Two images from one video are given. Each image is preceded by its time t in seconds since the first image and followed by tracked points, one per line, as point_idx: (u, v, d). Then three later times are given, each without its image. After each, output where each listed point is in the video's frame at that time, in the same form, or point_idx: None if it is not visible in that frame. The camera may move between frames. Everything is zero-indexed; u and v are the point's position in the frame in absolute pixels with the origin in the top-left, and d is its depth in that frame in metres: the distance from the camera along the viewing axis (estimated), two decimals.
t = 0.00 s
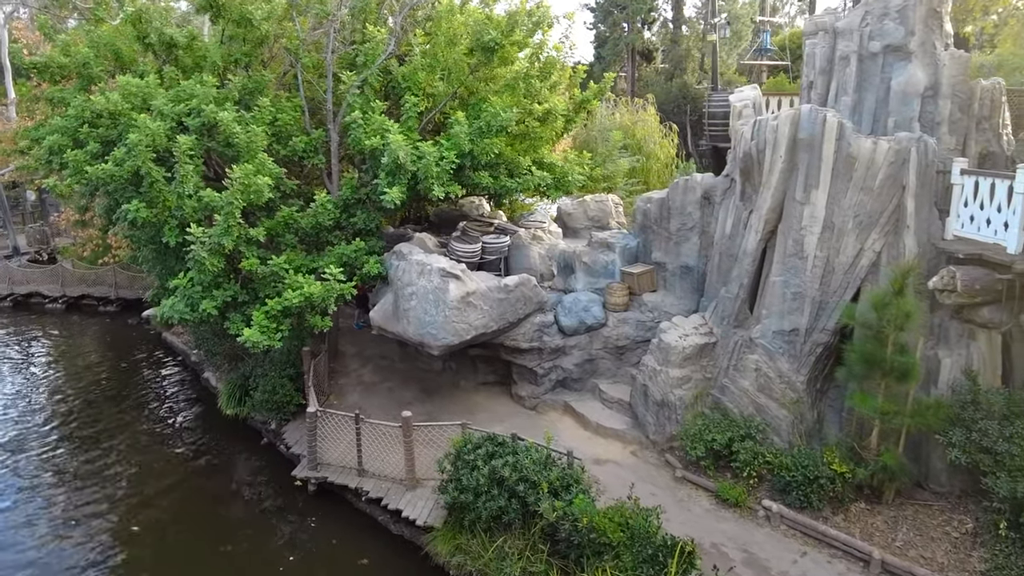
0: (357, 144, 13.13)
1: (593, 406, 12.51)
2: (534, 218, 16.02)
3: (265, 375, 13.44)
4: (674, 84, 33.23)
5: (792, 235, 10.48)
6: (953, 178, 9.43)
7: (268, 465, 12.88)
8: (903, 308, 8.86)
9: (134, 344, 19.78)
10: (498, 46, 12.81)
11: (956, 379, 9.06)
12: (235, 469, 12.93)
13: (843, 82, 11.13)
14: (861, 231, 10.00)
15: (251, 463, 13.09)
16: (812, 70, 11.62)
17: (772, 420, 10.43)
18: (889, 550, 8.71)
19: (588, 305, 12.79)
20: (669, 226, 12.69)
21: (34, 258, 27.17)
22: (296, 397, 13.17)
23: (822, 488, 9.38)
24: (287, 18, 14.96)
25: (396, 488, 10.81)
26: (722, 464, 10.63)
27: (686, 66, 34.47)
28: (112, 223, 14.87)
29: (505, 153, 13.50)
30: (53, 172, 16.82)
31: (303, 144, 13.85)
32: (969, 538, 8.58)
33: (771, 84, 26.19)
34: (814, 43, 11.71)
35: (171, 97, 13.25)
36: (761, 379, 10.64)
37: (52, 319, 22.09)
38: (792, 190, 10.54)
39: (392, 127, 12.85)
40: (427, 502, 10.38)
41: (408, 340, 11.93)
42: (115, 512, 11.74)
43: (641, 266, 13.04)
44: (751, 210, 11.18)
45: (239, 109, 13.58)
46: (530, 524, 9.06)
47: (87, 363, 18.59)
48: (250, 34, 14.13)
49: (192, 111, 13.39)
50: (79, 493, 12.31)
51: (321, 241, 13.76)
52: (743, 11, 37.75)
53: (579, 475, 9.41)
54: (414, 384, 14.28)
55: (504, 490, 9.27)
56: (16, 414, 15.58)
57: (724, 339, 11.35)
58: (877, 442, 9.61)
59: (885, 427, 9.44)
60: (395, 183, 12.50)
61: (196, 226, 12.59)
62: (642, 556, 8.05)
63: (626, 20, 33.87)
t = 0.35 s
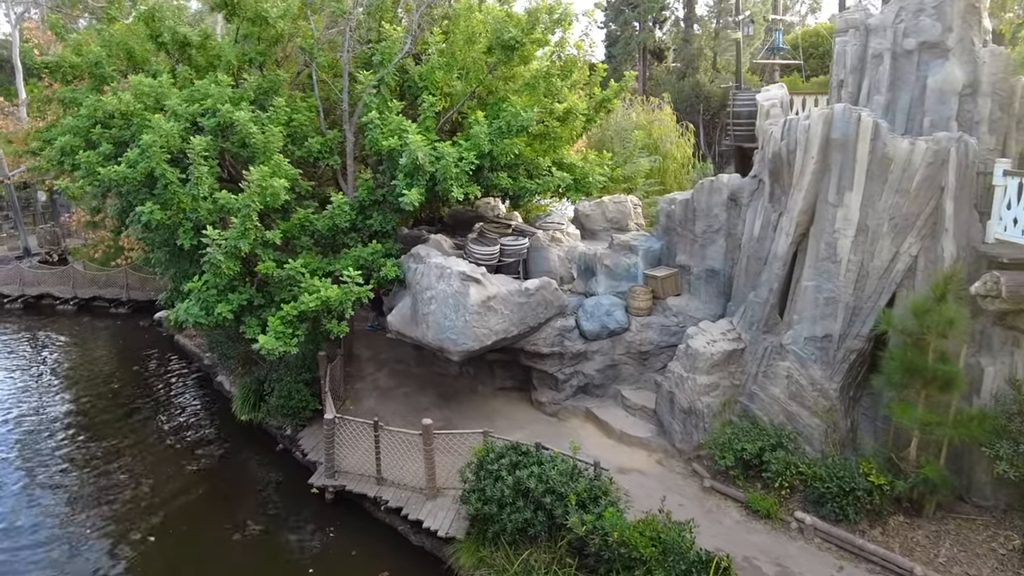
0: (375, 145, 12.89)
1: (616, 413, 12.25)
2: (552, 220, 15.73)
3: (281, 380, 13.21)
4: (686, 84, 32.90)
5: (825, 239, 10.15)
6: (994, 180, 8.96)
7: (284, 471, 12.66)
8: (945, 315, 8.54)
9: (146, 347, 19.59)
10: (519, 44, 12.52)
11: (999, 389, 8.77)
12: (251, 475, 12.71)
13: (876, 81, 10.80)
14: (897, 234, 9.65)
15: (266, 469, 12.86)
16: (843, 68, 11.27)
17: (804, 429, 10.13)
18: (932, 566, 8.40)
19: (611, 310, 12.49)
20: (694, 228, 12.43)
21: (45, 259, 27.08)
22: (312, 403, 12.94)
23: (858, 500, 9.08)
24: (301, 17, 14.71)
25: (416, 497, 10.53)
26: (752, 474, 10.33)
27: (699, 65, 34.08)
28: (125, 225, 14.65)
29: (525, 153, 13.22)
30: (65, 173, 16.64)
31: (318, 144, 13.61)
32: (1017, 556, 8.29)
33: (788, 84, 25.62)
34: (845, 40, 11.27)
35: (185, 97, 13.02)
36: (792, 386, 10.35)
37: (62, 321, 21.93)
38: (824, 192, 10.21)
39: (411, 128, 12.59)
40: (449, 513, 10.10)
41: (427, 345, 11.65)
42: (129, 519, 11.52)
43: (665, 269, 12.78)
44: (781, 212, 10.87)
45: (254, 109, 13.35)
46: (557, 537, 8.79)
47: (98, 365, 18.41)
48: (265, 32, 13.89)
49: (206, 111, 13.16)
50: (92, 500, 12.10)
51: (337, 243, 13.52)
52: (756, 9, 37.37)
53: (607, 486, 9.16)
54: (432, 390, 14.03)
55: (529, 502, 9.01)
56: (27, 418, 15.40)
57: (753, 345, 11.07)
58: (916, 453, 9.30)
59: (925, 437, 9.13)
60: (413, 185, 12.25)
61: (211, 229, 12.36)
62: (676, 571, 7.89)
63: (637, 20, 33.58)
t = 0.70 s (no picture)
0: (392, 146, 12.65)
1: (640, 420, 12.02)
2: (569, 221, 15.42)
3: (296, 384, 12.97)
4: (699, 82, 32.61)
5: (859, 242, 9.83)
6: None
7: (300, 478, 12.44)
8: (990, 323, 8.22)
9: (157, 349, 19.40)
10: (541, 42, 12.22)
11: None
12: (266, 482, 12.48)
13: (910, 79, 10.44)
14: (936, 238, 9.31)
15: (281, 476, 12.62)
16: (875, 66, 10.95)
17: (837, 439, 9.87)
18: None
19: (634, 314, 12.21)
20: (720, 230, 12.17)
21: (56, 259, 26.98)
22: (328, 408, 12.68)
23: (898, 514, 8.77)
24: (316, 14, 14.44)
25: (436, 507, 10.27)
26: (783, 484, 10.04)
27: (711, 64, 33.90)
28: (138, 226, 14.43)
29: (545, 154, 12.95)
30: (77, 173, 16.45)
31: (333, 145, 13.36)
32: None
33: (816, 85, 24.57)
34: (877, 37, 10.96)
35: (198, 97, 12.77)
36: (825, 395, 10.10)
37: (74, 322, 21.78)
38: (858, 193, 9.87)
39: (430, 128, 12.32)
40: (471, 523, 9.83)
41: (447, 350, 11.37)
42: (144, 527, 11.31)
43: (690, 273, 12.47)
44: (812, 214, 10.60)
45: (270, 108, 13.10)
46: (585, 550, 8.53)
47: (110, 369, 18.23)
48: (280, 30, 13.65)
49: (221, 111, 12.92)
50: (107, 507, 11.89)
51: (353, 245, 13.27)
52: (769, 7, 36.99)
53: (637, 498, 8.91)
54: (449, 394, 13.80)
55: (556, 514, 8.76)
56: (39, 423, 15.23)
57: (783, 351, 10.78)
58: (958, 465, 8.99)
59: (967, 449, 8.83)
60: (432, 186, 11.99)
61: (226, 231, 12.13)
62: None
63: (648, 18, 33.32)
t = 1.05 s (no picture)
0: (409, 147, 12.43)
1: (663, 428, 11.82)
2: (587, 223, 15.17)
3: (311, 389, 12.74)
4: (711, 82, 32.35)
5: (894, 247, 9.50)
6: None
7: (316, 485, 12.21)
8: None
9: (168, 352, 19.22)
10: (563, 40, 11.91)
11: None
12: (281, 488, 12.27)
13: (946, 79, 10.09)
14: (976, 243, 8.97)
15: (296, 483, 12.37)
16: (910, 65, 10.55)
17: (871, 451, 9.59)
18: None
19: (658, 319, 11.98)
20: (745, 234, 11.95)
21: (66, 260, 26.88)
22: (343, 414, 12.39)
23: (938, 529, 8.50)
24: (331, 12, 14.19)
25: (456, 518, 10.00)
26: (814, 496, 9.75)
27: (723, 64, 33.64)
28: (151, 227, 14.22)
29: (567, 155, 12.67)
30: (89, 174, 16.27)
31: (349, 145, 13.11)
32: None
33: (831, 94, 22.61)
34: (910, 36, 10.60)
35: (213, 96, 12.55)
36: (858, 404, 9.81)
37: (85, 324, 21.63)
38: (894, 197, 9.54)
39: (449, 128, 12.05)
40: (492, 535, 9.55)
41: (467, 355, 11.09)
42: (159, 536, 11.10)
43: (715, 277, 12.25)
44: (844, 218, 10.29)
45: (286, 109, 12.86)
46: (614, 566, 8.29)
47: (121, 372, 18.06)
48: (295, 29, 13.39)
49: (236, 111, 12.70)
50: (121, 514, 11.69)
51: (370, 248, 13.02)
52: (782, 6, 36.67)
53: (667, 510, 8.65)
54: (467, 399, 13.57)
55: (583, 528, 8.52)
56: (50, 427, 15.05)
57: (813, 358, 10.50)
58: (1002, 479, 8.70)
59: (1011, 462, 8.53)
60: (451, 188, 11.72)
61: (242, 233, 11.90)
62: None
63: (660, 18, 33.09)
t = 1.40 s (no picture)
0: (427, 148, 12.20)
1: (688, 436, 11.59)
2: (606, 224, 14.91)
3: (327, 395, 12.49)
4: (723, 81, 32.03)
5: (932, 251, 9.16)
6: None
7: (332, 493, 11.97)
8: None
9: (179, 354, 19.03)
10: (586, 38, 11.61)
11: None
12: (297, 496, 12.04)
13: (985, 77, 9.76)
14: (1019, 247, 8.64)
15: (312, 490, 12.13)
16: (944, 63, 10.24)
17: (908, 462, 9.31)
18: None
19: (683, 324, 11.75)
20: (774, 236, 11.78)
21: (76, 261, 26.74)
22: (360, 421, 12.15)
23: (983, 546, 8.22)
24: (346, 10, 13.91)
25: (478, 529, 9.75)
26: (848, 508, 9.47)
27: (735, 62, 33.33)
28: (164, 229, 14.00)
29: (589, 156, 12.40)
30: (101, 175, 16.07)
31: (365, 146, 12.85)
32: None
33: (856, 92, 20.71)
34: (945, 33, 10.30)
35: (228, 96, 12.33)
36: (894, 414, 9.52)
37: (95, 326, 21.46)
38: (931, 199, 9.20)
39: (469, 128, 11.79)
40: (517, 548, 9.30)
41: (487, 361, 10.81)
42: (174, 545, 10.88)
43: (741, 281, 12.08)
44: (877, 221, 9.95)
45: (302, 109, 12.61)
46: None
47: (133, 374, 17.86)
48: (310, 27, 13.11)
49: (251, 111, 12.47)
50: (135, 523, 11.48)
51: (386, 251, 12.77)
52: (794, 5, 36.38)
53: (699, 525, 8.38)
54: (485, 405, 13.31)
55: (612, 542, 8.25)
56: (60, 431, 14.85)
57: (846, 365, 10.18)
58: None
59: None
60: (470, 190, 11.46)
61: (257, 236, 11.67)
62: None
63: (672, 17, 32.78)
